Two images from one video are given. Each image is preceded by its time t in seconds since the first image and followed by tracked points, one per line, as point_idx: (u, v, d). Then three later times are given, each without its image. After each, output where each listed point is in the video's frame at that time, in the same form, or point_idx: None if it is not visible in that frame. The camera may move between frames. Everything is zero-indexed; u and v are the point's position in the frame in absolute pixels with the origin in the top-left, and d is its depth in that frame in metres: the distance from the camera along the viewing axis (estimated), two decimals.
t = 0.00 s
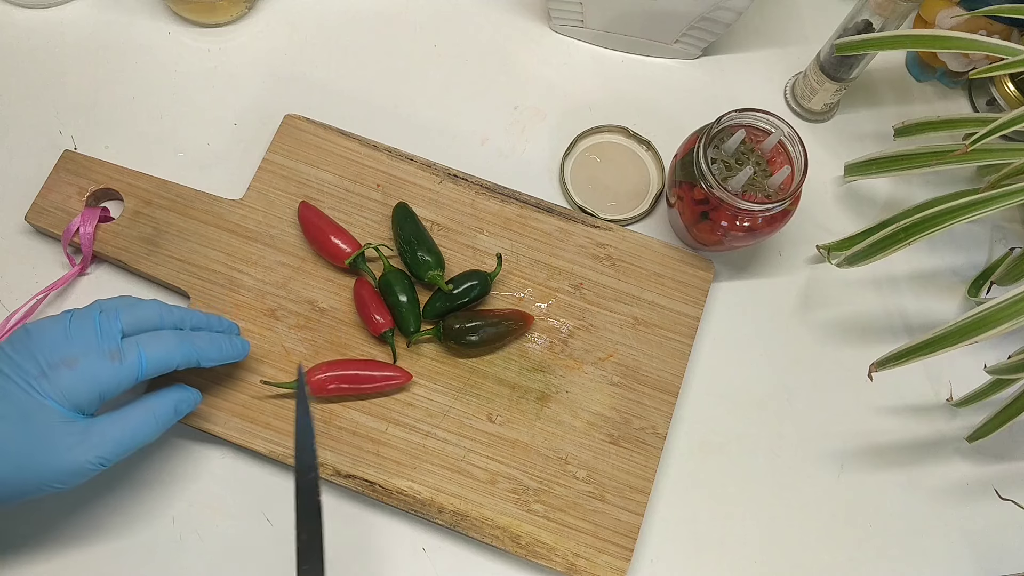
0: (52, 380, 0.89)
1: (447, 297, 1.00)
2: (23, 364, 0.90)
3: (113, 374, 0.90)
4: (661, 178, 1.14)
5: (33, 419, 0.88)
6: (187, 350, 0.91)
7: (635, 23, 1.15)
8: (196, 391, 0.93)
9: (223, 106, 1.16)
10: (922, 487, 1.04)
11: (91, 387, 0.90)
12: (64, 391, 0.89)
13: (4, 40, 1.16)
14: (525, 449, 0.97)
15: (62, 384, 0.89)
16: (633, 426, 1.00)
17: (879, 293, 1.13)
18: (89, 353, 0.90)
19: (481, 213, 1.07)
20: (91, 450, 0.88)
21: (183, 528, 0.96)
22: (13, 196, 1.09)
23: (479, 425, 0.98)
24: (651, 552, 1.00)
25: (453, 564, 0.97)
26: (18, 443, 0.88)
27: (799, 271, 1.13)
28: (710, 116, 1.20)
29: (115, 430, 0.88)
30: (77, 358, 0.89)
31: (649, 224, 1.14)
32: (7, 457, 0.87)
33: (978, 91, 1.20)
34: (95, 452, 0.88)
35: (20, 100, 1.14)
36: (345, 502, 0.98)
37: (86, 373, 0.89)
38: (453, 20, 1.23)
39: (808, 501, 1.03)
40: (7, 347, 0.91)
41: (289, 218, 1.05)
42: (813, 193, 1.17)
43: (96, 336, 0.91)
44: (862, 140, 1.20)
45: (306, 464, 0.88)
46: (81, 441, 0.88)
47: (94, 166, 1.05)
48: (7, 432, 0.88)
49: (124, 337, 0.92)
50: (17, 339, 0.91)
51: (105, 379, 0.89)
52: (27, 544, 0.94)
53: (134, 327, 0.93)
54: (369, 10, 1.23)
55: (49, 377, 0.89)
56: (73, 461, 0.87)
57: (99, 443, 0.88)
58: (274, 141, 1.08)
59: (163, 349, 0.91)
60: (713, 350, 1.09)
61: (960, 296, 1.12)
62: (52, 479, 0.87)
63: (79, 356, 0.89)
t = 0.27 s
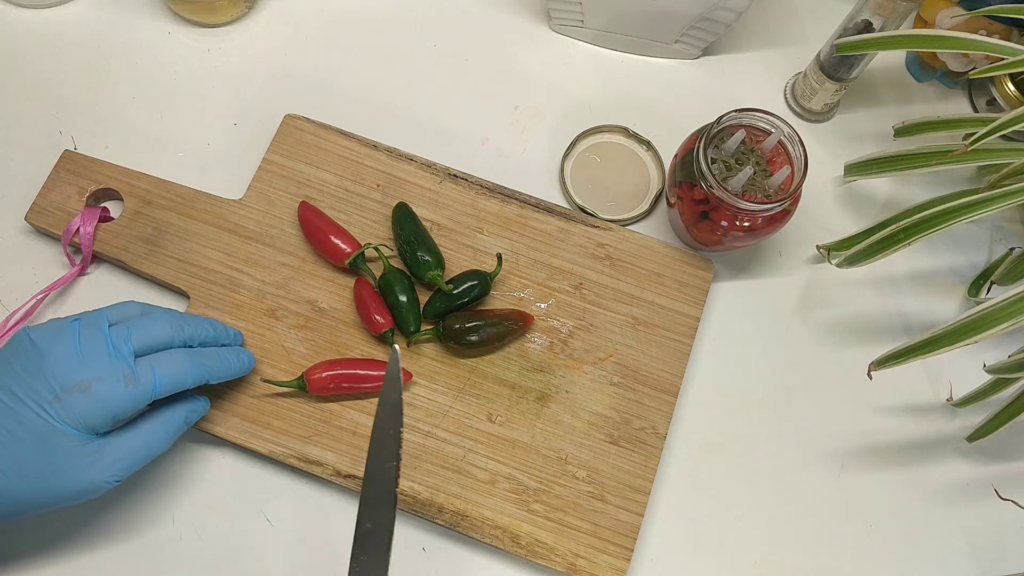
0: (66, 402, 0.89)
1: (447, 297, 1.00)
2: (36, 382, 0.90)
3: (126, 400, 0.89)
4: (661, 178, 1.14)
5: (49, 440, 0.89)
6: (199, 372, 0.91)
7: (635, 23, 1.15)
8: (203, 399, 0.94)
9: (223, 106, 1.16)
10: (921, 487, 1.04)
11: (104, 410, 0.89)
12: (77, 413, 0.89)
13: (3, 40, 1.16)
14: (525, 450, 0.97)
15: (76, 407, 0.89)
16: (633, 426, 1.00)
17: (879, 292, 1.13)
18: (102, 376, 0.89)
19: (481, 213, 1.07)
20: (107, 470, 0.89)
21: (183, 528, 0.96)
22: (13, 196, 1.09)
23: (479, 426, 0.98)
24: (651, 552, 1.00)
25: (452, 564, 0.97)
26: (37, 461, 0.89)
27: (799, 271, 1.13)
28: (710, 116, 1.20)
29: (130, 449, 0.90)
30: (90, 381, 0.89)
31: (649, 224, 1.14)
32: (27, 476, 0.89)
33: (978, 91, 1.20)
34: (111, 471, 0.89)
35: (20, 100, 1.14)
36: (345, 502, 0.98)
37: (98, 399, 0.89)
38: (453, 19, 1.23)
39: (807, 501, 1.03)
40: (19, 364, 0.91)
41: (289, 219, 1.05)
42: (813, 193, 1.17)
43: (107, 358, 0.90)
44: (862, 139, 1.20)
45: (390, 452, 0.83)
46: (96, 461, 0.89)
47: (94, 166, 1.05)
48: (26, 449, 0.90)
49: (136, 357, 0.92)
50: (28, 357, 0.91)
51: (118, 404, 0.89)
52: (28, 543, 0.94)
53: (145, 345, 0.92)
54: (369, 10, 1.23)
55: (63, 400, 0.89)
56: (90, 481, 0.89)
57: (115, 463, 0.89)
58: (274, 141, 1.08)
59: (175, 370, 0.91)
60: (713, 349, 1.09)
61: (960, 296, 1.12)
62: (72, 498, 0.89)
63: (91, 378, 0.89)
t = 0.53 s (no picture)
0: (73, 396, 0.89)
1: (447, 297, 1.00)
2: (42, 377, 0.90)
3: (133, 391, 0.89)
4: (661, 178, 1.14)
5: (58, 435, 0.89)
6: (205, 365, 0.91)
7: (635, 23, 1.15)
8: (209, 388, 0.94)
9: (223, 106, 1.16)
10: (921, 487, 1.04)
11: (111, 402, 0.89)
12: (84, 406, 0.89)
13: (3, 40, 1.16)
14: (525, 449, 0.97)
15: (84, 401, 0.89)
16: (633, 426, 1.00)
17: (879, 292, 1.13)
18: (108, 368, 0.89)
19: (481, 213, 1.07)
20: (116, 463, 0.89)
21: (183, 528, 0.96)
22: (13, 196, 1.09)
23: (479, 426, 0.98)
24: (651, 552, 1.00)
25: (452, 564, 0.97)
26: (46, 456, 0.90)
27: (799, 271, 1.13)
28: (710, 116, 1.20)
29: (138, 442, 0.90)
30: (96, 374, 0.89)
31: (649, 224, 1.14)
32: (37, 471, 0.89)
33: (978, 91, 1.20)
34: (120, 464, 0.89)
35: (20, 100, 1.14)
36: (345, 502, 0.98)
37: (106, 392, 0.89)
38: (453, 20, 1.23)
39: (808, 501, 1.03)
40: (25, 360, 0.90)
41: (289, 218, 1.05)
42: (813, 193, 1.17)
43: (113, 351, 0.90)
44: (862, 139, 1.20)
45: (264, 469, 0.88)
46: (107, 453, 0.90)
47: (94, 166, 1.05)
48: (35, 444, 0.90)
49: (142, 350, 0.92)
50: (32, 352, 0.90)
51: (125, 396, 0.89)
52: (28, 544, 0.94)
53: (150, 338, 0.92)
54: (369, 10, 1.23)
55: (69, 393, 0.89)
56: (99, 474, 0.89)
57: (125, 455, 0.90)
58: (274, 141, 1.08)
59: (181, 363, 0.91)
60: (713, 349, 1.09)
61: (960, 296, 1.12)
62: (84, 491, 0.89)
63: (98, 371, 0.89)
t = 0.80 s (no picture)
0: (76, 391, 0.89)
1: (447, 297, 1.00)
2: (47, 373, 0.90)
3: (137, 385, 0.89)
4: (661, 178, 1.14)
5: (61, 431, 0.89)
6: (209, 360, 0.91)
7: (635, 23, 1.15)
8: (216, 383, 0.94)
9: (223, 106, 1.16)
10: (921, 486, 1.04)
11: (115, 397, 0.89)
12: (88, 401, 0.89)
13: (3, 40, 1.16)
14: (525, 449, 0.97)
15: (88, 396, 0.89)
16: (633, 426, 1.00)
17: (879, 293, 1.13)
18: (112, 363, 0.89)
19: (481, 213, 1.07)
20: (120, 458, 0.89)
21: (183, 528, 0.96)
22: (13, 196, 1.09)
23: (479, 426, 0.98)
24: (651, 552, 1.00)
25: (452, 564, 0.97)
26: (50, 452, 0.89)
27: (799, 271, 1.13)
28: (710, 116, 1.20)
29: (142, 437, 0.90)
30: (100, 368, 0.89)
31: (649, 224, 1.14)
32: (43, 467, 0.89)
33: (978, 91, 1.20)
34: (124, 460, 0.89)
35: (20, 100, 1.14)
36: (345, 503, 0.98)
37: (110, 387, 0.89)
38: (453, 20, 1.23)
39: (808, 501, 1.03)
40: (30, 356, 0.91)
41: (289, 219, 1.05)
42: (813, 193, 1.17)
43: (117, 345, 0.90)
44: (862, 139, 1.20)
45: (277, 472, 0.87)
46: (111, 449, 0.89)
47: (94, 166, 1.05)
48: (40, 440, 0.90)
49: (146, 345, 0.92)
50: (37, 349, 0.91)
51: (128, 390, 0.89)
52: (28, 544, 0.94)
53: (153, 333, 0.92)
54: (369, 10, 1.23)
55: (74, 388, 0.89)
56: (104, 470, 0.88)
57: (129, 450, 0.89)
58: (274, 141, 1.08)
59: (186, 357, 0.91)
60: (713, 349, 1.09)
61: (960, 296, 1.12)
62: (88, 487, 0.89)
63: (102, 366, 0.89)
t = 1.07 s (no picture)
0: (82, 374, 0.89)
1: (447, 297, 1.00)
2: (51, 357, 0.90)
3: (143, 368, 0.90)
4: (661, 178, 1.14)
5: (64, 416, 0.88)
6: (215, 345, 0.92)
7: (635, 23, 1.15)
8: (226, 374, 0.93)
9: (223, 106, 1.16)
10: (921, 486, 1.04)
11: (122, 381, 0.89)
12: (94, 385, 0.89)
13: (3, 40, 1.16)
14: (525, 449, 0.97)
15: (94, 381, 0.89)
16: (633, 426, 1.00)
17: (879, 293, 1.13)
18: (118, 346, 0.90)
19: (481, 213, 1.07)
20: (126, 443, 0.88)
21: (184, 527, 0.96)
22: (13, 196, 1.09)
23: (479, 425, 0.98)
24: (651, 552, 1.00)
25: (452, 564, 0.97)
26: (53, 438, 0.88)
27: (799, 271, 1.13)
28: (710, 116, 1.20)
29: (148, 422, 0.89)
30: (107, 351, 0.89)
31: (649, 224, 1.14)
32: (44, 453, 0.88)
33: (978, 91, 1.20)
34: (129, 444, 0.88)
35: (20, 100, 1.14)
36: (345, 502, 0.98)
37: (117, 372, 0.89)
38: (454, 20, 1.23)
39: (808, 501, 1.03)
40: (33, 343, 0.90)
41: (289, 219, 1.05)
42: (813, 193, 1.17)
43: (126, 330, 0.91)
44: (862, 139, 1.20)
45: (284, 476, 0.87)
46: (116, 434, 0.88)
47: (94, 166, 1.05)
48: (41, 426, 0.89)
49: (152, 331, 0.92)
50: (41, 336, 0.90)
51: (134, 374, 0.90)
52: (28, 544, 0.94)
53: (160, 321, 0.93)
54: (369, 10, 1.23)
55: (80, 372, 0.89)
56: (108, 455, 0.88)
57: (136, 435, 0.88)
58: (274, 141, 1.08)
59: (191, 342, 0.92)
60: (713, 349, 1.09)
61: (960, 296, 1.12)
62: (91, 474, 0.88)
63: (109, 348, 0.90)
